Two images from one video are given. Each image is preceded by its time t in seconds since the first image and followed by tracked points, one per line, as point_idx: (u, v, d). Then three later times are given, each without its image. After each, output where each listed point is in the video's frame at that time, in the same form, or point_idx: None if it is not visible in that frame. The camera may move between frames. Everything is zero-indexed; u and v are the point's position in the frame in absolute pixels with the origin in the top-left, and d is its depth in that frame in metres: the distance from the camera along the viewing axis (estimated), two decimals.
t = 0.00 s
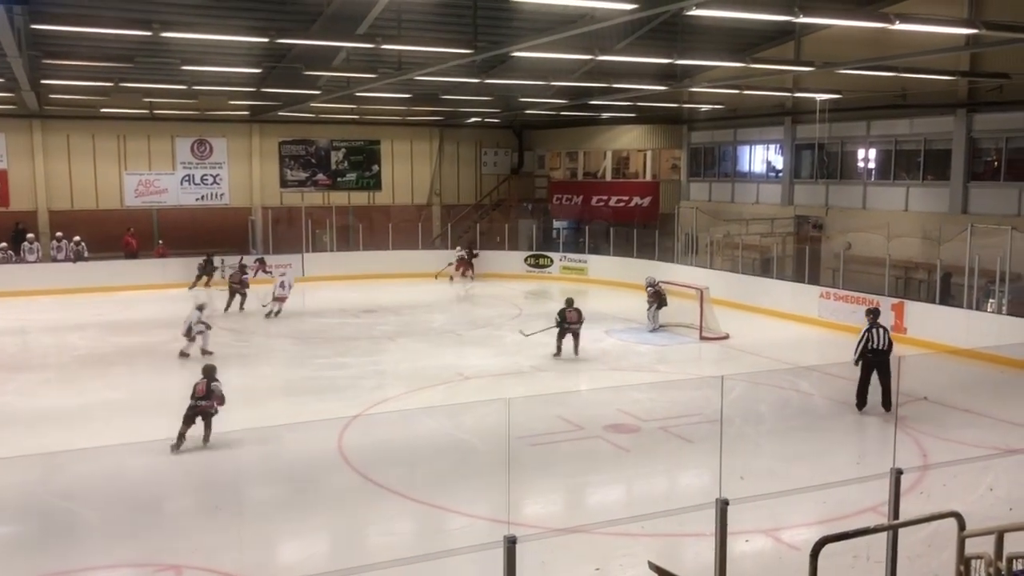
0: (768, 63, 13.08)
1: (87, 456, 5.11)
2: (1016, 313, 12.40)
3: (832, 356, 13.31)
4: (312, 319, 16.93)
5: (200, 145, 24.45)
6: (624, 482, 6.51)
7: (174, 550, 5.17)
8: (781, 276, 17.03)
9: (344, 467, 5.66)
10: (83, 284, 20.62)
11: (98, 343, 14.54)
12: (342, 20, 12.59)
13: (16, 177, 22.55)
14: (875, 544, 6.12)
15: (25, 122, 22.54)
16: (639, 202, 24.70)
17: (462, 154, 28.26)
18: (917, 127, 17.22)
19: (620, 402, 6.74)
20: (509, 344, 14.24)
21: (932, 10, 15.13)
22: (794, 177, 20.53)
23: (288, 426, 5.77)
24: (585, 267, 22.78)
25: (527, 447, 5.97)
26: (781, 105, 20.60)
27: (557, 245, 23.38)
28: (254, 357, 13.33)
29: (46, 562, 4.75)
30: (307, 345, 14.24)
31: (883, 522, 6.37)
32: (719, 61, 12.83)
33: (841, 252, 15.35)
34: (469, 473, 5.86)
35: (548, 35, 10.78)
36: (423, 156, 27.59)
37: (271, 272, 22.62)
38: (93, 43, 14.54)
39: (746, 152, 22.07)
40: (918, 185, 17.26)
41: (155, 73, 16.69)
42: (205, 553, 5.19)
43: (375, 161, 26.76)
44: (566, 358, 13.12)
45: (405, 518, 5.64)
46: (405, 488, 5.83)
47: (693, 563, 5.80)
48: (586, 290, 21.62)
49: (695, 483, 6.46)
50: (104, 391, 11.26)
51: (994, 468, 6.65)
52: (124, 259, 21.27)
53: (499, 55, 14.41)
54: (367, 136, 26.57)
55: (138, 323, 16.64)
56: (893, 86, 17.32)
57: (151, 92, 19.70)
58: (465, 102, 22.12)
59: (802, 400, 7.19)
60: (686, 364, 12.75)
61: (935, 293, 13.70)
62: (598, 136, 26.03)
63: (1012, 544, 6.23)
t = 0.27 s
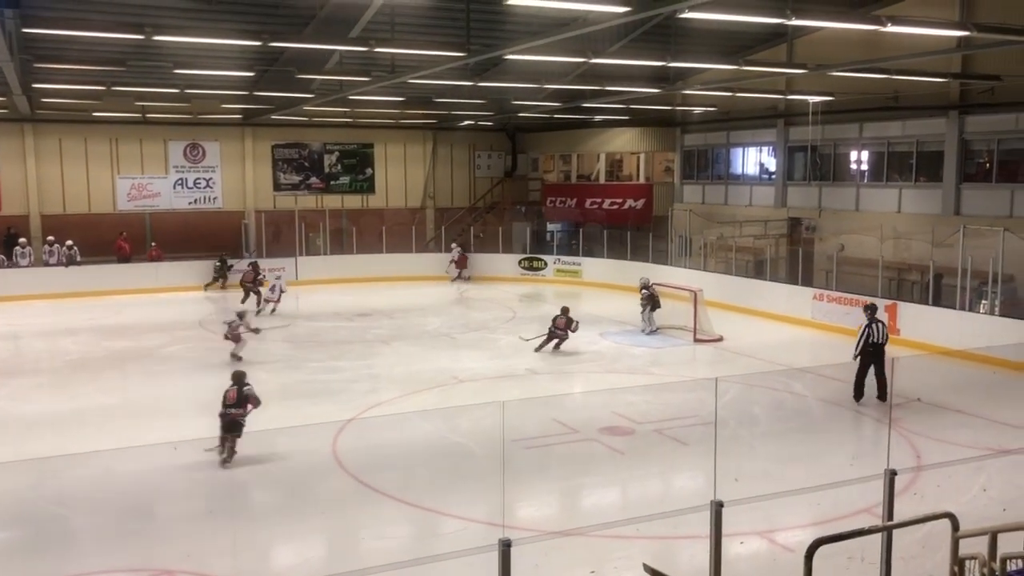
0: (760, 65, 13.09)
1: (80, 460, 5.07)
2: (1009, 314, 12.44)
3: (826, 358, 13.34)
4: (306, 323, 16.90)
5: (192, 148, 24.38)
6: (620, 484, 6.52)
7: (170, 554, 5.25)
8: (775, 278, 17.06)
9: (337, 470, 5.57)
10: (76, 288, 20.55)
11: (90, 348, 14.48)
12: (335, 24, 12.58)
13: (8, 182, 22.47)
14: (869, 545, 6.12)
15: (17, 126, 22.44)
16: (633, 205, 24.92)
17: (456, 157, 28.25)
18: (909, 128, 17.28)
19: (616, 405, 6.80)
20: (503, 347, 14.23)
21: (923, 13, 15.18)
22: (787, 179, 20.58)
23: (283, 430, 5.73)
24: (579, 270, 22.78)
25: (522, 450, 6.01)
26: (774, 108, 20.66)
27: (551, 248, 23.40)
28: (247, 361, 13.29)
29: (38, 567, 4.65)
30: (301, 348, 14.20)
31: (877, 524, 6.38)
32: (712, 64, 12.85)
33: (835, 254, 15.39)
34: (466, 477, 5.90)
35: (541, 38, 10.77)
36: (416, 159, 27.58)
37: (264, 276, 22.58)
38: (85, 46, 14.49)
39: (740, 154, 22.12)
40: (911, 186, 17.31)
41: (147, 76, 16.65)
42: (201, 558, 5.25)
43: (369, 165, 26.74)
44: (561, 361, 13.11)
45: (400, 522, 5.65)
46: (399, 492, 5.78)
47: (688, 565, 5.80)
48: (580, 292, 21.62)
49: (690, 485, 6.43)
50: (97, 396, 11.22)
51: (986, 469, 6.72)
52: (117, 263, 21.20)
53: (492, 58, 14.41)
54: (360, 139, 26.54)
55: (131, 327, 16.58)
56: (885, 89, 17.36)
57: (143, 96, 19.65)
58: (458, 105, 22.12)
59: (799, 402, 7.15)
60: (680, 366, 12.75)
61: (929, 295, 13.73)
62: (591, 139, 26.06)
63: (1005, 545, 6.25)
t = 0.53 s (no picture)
0: (755, 66, 13.11)
1: (75, 461, 5.08)
2: (1003, 315, 12.48)
3: (821, 358, 13.35)
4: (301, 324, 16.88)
5: (187, 150, 24.34)
6: (615, 485, 6.52)
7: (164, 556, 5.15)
8: (770, 279, 17.09)
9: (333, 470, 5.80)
10: (70, 290, 20.51)
11: (85, 350, 14.45)
12: (330, 24, 12.57)
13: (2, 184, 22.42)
14: (864, 544, 6.13)
15: (11, 127, 22.38)
16: (628, 206, 24.64)
17: (451, 157, 28.24)
18: (904, 129, 17.32)
19: (611, 406, 6.82)
20: (499, 348, 14.22)
21: (917, 14, 15.23)
22: (782, 179, 20.62)
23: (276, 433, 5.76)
24: (574, 271, 22.78)
25: (518, 450, 5.93)
26: (768, 108, 20.70)
27: (546, 249, 23.40)
28: (242, 363, 13.27)
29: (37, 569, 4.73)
30: (296, 350, 14.18)
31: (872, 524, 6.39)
32: (707, 64, 12.87)
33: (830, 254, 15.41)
34: (463, 478, 5.84)
35: (536, 39, 10.77)
36: (412, 160, 27.56)
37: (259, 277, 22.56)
38: (80, 47, 14.46)
39: (735, 155, 22.16)
40: (906, 186, 17.34)
41: (142, 77, 16.61)
42: (195, 560, 5.11)
43: (364, 166, 26.72)
44: (556, 361, 13.11)
45: (397, 523, 5.61)
46: (395, 493, 5.74)
47: (683, 565, 5.80)
48: (575, 293, 21.63)
49: (686, 486, 6.51)
50: (91, 398, 11.19)
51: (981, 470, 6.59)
52: (112, 264, 21.18)
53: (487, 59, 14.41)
54: (355, 140, 26.53)
55: (126, 329, 16.54)
56: (879, 89, 17.41)
57: (138, 97, 19.60)
58: (453, 106, 22.11)
59: (794, 402, 7.15)
60: (675, 367, 12.76)
61: (924, 295, 13.75)
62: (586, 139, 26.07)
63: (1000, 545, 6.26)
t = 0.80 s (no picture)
0: (752, 65, 13.10)
1: (74, 459, 5.09)
2: (1000, 314, 12.50)
3: (818, 357, 13.36)
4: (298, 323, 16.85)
5: (184, 148, 24.30)
6: (611, 484, 6.41)
7: (161, 555, 5.11)
8: (767, 278, 17.10)
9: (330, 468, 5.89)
10: (67, 288, 20.46)
11: (82, 349, 14.42)
12: (328, 23, 12.56)
13: None
14: (861, 544, 6.13)
15: (8, 126, 22.34)
16: (626, 205, 24.60)
17: (449, 156, 28.23)
18: (901, 128, 17.34)
19: (609, 404, 6.84)
20: (497, 347, 14.22)
21: (914, 13, 15.25)
22: (779, 178, 20.63)
23: (274, 432, 5.76)
24: (572, 270, 22.77)
25: (516, 449, 5.92)
26: (766, 108, 20.72)
27: (544, 248, 23.39)
28: (239, 362, 13.25)
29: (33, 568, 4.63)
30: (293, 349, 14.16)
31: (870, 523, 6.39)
32: (705, 63, 12.87)
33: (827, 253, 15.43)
34: (461, 477, 5.89)
35: (534, 37, 10.77)
36: (409, 159, 27.54)
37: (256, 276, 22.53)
38: (76, 45, 14.44)
39: (732, 154, 22.17)
40: (902, 186, 17.36)
41: (139, 75, 16.59)
42: (191, 559, 5.06)
43: (361, 164, 26.70)
44: (554, 361, 13.11)
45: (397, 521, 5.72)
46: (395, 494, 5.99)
47: (680, 564, 5.80)
48: (572, 292, 21.62)
49: (683, 484, 6.46)
50: (88, 397, 11.17)
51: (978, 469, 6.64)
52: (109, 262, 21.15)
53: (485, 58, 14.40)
54: (352, 139, 26.51)
55: (123, 327, 16.51)
56: (877, 89, 17.42)
57: (135, 95, 19.57)
58: (450, 105, 22.10)
59: (791, 402, 7.24)
60: (673, 366, 12.76)
61: (920, 293, 13.77)
62: (584, 138, 26.05)
63: (996, 544, 6.27)
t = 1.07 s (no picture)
0: (749, 64, 13.10)
1: (68, 458, 5.03)
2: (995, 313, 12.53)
3: (815, 356, 13.38)
4: (295, 321, 16.83)
5: (181, 146, 24.27)
6: (608, 482, 6.48)
7: (160, 553, 5.17)
8: (763, 278, 17.13)
9: (324, 465, 5.76)
10: (64, 286, 20.44)
11: (78, 347, 14.39)
12: (325, 21, 12.54)
13: None
14: (857, 543, 6.14)
15: (4, 123, 22.27)
16: (623, 204, 24.58)
17: (446, 155, 28.21)
18: (898, 128, 17.37)
19: (606, 403, 6.71)
20: (494, 346, 14.21)
21: (911, 13, 15.26)
22: (776, 178, 20.66)
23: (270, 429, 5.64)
24: (569, 268, 22.79)
25: (514, 448, 5.94)
26: (763, 107, 20.73)
27: (541, 247, 23.40)
28: (236, 360, 13.23)
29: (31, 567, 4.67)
30: (290, 347, 14.14)
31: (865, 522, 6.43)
32: (702, 63, 12.87)
33: (824, 253, 15.46)
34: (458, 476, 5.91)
35: (532, 36, 10.75)
36: (407, 157, 27.52)
37: (254, 274, 22.52)
38: (73, 42, 14.40)
39: (729, 153, 22.19)
40: (899, 185, 17.39)
41: (136, 73, 16.55)
42: (190, 557, 5.12)
43: (358, 163, 26.68)
44: (551, 359, 13.10)
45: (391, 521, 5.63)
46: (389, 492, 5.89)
47: (676, 563, 5.81)
48: (570, 291, 21.64)
49: (680, 483, 6.36)
50: (84, 395, 11.14)
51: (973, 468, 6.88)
52: (106, 260, 21.13)
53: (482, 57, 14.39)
54: (350, 137, 26.48)
55: (120, 325, 16.49)
56: (874, 88, 17.45)
57: (132, 93, 19.53)
58: (448, 103, 22.08)
59: (787, 400, 7.19)
60: (670, 365, 12.77)
61: (917, 293, 13.81)
62: (581, 137, 26.04)
63: (992, 543, 6.29)
